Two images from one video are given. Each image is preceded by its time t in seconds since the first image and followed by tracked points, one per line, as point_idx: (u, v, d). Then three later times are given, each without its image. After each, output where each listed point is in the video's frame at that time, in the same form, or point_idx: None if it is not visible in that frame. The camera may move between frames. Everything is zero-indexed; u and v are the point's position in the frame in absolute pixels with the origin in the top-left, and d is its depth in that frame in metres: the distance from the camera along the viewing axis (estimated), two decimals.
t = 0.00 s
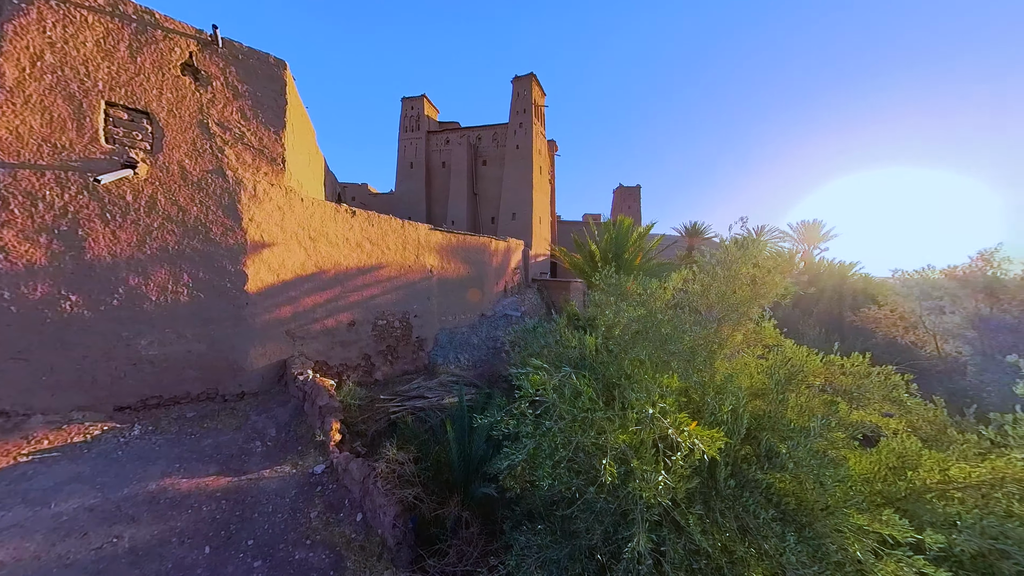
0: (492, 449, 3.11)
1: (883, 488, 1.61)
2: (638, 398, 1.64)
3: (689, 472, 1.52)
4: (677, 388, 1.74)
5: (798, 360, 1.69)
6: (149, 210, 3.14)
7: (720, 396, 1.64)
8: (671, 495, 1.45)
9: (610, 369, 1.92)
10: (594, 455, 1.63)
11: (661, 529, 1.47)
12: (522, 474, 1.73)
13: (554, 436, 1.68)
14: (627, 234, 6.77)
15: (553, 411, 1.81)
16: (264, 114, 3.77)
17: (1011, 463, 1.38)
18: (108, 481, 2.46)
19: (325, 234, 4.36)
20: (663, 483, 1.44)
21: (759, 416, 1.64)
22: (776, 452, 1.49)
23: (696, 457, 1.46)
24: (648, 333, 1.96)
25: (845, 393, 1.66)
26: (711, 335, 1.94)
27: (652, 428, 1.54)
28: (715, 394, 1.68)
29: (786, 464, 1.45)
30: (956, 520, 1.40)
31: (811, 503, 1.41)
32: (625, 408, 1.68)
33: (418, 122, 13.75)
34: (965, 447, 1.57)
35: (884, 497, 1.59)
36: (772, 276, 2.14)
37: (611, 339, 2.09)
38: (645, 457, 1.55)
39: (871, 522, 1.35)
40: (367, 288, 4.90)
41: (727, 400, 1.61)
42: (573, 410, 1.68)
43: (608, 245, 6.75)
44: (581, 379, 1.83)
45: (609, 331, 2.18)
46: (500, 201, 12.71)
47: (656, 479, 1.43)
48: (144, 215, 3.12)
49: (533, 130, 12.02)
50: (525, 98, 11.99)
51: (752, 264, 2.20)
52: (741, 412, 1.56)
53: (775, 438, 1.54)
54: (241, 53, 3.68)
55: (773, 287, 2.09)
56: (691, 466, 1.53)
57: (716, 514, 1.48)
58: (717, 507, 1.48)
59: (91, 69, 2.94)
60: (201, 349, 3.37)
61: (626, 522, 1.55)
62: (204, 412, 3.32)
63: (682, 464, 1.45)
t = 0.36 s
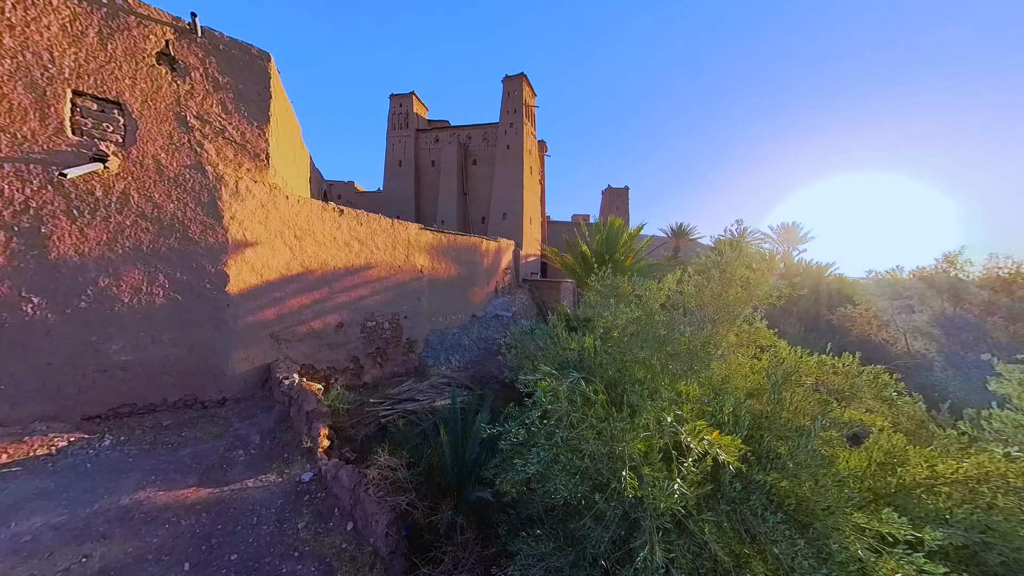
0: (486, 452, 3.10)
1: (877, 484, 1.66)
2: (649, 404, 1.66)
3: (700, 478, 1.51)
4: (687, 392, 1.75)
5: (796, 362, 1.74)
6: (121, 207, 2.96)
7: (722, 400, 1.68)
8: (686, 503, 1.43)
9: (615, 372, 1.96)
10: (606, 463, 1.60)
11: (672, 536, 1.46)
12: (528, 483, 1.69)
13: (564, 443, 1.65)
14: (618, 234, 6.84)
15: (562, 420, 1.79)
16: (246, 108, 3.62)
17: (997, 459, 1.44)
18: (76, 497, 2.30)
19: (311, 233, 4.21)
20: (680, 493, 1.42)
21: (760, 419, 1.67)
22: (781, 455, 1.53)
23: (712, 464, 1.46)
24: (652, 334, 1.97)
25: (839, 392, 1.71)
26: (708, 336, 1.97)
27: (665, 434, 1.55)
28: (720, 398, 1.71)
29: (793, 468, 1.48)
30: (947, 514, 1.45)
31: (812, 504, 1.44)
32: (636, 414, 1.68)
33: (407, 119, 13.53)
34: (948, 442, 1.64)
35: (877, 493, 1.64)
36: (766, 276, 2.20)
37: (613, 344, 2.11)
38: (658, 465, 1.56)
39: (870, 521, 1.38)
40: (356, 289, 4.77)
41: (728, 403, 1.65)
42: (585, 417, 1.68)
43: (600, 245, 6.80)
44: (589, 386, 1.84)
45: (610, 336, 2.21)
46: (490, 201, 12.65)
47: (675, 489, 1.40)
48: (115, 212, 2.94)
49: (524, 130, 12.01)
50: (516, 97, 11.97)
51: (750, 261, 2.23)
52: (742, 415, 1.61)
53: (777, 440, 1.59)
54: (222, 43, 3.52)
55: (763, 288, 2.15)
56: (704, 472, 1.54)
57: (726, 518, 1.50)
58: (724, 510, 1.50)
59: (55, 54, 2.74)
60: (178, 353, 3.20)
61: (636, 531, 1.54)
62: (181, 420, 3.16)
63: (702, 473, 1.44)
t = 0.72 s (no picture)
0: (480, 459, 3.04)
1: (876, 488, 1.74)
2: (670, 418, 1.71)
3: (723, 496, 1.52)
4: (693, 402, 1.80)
5: (795, 369, 1.81)
6: (82, 203, 2.72)
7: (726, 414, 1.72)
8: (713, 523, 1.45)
9: (617, 380, 2.04)
10: (630, 485, 1.61)
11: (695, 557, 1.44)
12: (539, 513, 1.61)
13: (581, 465, 1.61)
14: (607, 236, 6.88)
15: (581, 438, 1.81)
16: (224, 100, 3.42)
17: (996, 463, 1.49)
18: (28, 523, 2.09)
19: (295, 233, 4.03)
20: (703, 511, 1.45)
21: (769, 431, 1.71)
22: (791, 466, 1.58)
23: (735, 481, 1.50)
24: (656, 343, 1.99)
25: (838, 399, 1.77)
26: (707, 342, 1.98)
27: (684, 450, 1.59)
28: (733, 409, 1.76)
29: (808, 483, 1.50)
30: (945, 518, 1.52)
31: (823, 514, 1.48)
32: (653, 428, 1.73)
33: (394, 116, 13.25)
34: (938, 444, 1.72)
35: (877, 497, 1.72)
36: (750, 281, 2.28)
37: (615, 352, 2.13)
38: (680, 484, 1.60)
39: (880, 530, 1.43)
40: (342, 291, 4.60)
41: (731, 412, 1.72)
42: (605, 435, 1.71)
43: (589, 247, 6.82)
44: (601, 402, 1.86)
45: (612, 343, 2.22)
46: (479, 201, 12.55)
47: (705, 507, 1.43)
48: (75, 209, 2.70)
49: (513, 130, 11.96)
50: (504, 97, 11.91)
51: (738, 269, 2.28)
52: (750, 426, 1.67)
53: (785, 450, 1.65)
54: (197, 30, 3.30)
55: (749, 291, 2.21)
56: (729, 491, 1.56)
57: (747, 534, 1.53)
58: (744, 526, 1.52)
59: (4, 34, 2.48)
60: (147, 361, 2.98)
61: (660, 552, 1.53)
62: (152, 433, 2.94)
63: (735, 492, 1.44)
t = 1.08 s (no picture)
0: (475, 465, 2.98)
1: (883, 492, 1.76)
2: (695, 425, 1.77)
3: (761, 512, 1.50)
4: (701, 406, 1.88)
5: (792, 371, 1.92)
6: (34, 196, 2.47)
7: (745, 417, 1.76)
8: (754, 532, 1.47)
9: (627, 387, 2.11)
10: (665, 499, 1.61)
11: None
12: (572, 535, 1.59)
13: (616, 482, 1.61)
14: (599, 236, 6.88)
15: (613, 448, 1.87)
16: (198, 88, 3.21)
17: (992, 460, 1.55)
18: None
19: (277, 231, 3.83)
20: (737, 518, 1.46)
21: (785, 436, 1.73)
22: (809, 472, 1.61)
23: (769, 491, 1.52)
24: (666, 352, 2.08)
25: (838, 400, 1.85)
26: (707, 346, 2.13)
27: (716, 459, 1.63)
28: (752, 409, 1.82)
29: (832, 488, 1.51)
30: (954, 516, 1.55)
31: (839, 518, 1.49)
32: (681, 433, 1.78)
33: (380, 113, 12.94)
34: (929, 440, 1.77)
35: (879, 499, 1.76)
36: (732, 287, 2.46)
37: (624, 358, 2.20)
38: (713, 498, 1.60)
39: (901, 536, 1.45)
40: (328, 292, 4.41)
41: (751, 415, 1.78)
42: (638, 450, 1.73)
43: (581, 248, 6.81)
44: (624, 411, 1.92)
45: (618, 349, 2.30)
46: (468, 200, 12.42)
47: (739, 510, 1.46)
48: (27, 202, 2.44)
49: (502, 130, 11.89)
50: (495, 97, 11.82)
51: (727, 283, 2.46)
52: (781, 431, 1.70)
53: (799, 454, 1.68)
54: (168, 12, 3.07)
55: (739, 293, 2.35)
56: (765, 503, 1.57)
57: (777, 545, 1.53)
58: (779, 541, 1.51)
59: None
60: (111, 369, 2.74)
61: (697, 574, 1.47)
62: (116, 447, 2.70)
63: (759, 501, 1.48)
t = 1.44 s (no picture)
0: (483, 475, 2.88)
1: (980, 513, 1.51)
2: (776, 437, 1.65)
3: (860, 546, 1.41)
4: (729, 412, 1.92)
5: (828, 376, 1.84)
6: (20, 192, 2.32)
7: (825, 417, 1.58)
8: (863, 558, 1.39)
9: (660, 394, 2.04)
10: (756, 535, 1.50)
11: None
12: None
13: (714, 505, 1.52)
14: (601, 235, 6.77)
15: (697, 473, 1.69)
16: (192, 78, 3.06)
17: None
18: None
19: (273, 229, 3.68)
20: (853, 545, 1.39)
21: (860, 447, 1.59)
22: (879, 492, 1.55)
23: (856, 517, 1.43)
24: (700, 355, 1.98)
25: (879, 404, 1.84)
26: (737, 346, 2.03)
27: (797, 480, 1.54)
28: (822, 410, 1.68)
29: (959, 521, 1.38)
30: None
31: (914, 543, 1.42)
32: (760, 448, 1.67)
33: (377, 110, 12.75)
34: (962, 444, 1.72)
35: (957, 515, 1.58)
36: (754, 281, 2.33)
37: (652, 363, 2.12)
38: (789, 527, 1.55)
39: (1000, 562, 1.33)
40: (327, 292, 4.27)
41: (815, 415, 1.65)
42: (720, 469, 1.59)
43: (585, 247, 6.62)
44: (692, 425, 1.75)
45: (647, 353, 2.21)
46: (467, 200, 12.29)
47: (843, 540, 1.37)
48: (7, 197, 2.28)
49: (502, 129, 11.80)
50: (494, 96, 11.73)
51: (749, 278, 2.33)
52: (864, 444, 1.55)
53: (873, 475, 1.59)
54: None
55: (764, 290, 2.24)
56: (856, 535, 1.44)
57: None
58: None
59: None
60: (99, 374, 2.58)
61: None
62: (103, 457, 2.55)
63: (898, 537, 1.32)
